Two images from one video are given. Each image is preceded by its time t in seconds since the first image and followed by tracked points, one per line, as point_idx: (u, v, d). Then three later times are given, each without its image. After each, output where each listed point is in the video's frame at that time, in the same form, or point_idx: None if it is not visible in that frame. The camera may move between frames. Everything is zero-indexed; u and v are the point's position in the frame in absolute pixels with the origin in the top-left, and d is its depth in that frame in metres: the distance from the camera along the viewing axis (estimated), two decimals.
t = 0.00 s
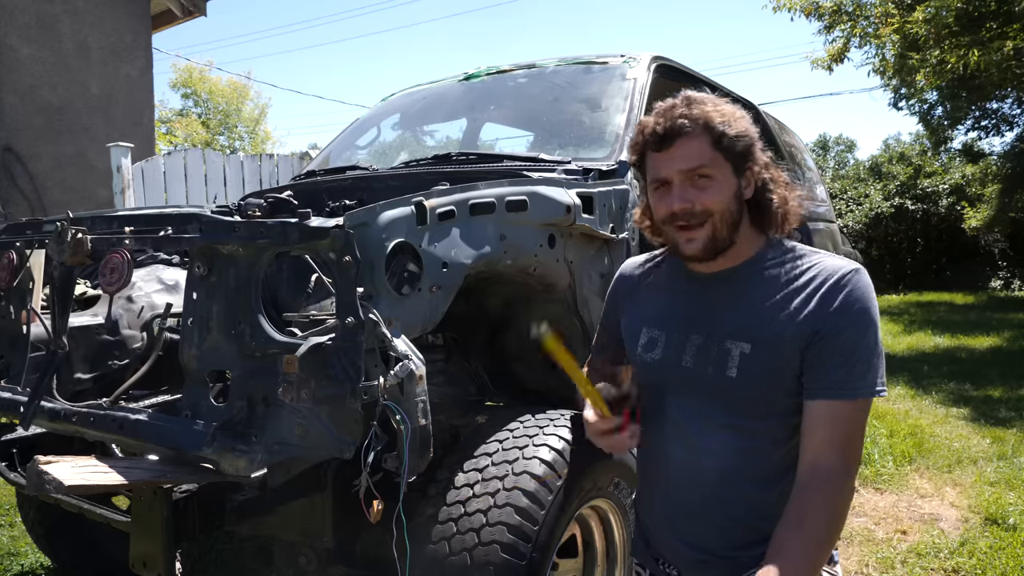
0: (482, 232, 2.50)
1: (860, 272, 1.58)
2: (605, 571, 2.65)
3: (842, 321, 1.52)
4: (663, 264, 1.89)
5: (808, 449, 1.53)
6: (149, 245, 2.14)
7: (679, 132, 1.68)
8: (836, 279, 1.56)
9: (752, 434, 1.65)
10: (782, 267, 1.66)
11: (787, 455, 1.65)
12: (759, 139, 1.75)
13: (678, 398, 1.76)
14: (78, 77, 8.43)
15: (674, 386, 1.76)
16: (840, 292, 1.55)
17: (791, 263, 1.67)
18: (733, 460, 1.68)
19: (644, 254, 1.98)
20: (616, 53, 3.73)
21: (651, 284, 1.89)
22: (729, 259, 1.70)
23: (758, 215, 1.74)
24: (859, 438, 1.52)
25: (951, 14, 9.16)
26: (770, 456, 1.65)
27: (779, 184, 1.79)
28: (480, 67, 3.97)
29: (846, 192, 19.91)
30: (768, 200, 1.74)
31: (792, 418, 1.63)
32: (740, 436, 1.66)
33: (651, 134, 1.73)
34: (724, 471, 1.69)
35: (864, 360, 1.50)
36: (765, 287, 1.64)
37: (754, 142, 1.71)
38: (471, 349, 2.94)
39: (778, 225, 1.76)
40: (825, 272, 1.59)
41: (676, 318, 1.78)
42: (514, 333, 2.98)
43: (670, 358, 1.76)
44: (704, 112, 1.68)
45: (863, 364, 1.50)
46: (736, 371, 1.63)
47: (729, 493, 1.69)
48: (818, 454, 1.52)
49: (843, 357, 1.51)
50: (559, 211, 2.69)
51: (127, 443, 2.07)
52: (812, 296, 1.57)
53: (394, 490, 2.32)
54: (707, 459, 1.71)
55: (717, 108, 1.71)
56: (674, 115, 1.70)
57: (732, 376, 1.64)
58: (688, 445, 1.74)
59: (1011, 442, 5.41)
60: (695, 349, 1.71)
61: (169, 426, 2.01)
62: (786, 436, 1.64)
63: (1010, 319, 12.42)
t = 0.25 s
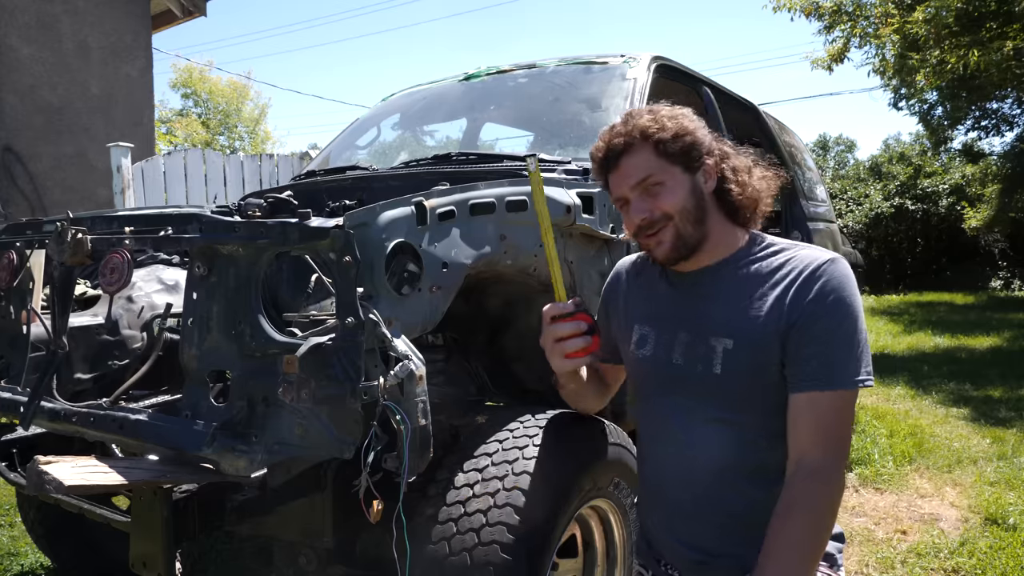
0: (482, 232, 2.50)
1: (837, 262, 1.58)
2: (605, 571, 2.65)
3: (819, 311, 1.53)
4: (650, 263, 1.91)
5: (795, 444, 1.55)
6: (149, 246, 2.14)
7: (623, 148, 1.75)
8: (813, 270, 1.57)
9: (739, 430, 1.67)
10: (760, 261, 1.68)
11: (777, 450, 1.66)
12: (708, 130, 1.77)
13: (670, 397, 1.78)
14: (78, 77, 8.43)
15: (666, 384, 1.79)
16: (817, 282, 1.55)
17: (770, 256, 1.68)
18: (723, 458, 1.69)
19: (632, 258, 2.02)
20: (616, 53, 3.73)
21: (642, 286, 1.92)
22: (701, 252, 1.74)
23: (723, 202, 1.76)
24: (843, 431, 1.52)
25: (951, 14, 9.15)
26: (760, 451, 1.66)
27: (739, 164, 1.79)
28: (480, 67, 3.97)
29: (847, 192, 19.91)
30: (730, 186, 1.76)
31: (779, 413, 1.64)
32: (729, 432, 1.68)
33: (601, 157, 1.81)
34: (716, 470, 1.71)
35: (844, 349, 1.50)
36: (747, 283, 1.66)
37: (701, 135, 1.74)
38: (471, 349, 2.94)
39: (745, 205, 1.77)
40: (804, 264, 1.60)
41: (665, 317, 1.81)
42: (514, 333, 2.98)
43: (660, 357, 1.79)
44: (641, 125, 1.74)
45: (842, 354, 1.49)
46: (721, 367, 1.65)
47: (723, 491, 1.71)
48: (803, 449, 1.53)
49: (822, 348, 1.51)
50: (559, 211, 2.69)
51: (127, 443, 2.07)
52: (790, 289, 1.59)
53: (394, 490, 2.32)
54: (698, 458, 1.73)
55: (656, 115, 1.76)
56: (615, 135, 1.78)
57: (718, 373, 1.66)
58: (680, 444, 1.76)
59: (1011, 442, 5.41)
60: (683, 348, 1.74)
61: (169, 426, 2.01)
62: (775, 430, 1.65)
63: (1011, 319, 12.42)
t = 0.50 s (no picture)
0: (482, 233, 2.50)
1: (822, 263, 1.58)
2: (605, 571, 2.65)
3: (803, 314, 1.53)
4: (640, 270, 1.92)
5: (785, 445, 1.55)
6: (149, 246, 2.14)
7: (600, 168, 1.72)
8: (796, 272, 1.58)
9: (730, 434, 1.68)
10: (747, 266, 1.69)
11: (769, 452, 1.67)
12: (685, 140, 1.73)
13: (663, 403, 1.79)
14: (78, 77, 8.43)
15: (657, 389, 1.80)
16: (801, 285, 1.56)
17: (758, 259, 1.69)
18: (715, 461, 1.70)
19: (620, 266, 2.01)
20: (617, 53, 3.73)
21: (634, 292, 1.94)
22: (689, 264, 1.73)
23: (706, 212, 1.73)
24: (832, 431, 1.52)
25: (951, 14, 9.16)
26: (752, 453, 1.67)
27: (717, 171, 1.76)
28: (480, 67, 3.97)
29: (847, 192, 19.91)
30: (712, 196, 1.73)
31: (768, 415, 1.65)
32: (720, 436, 1.69)
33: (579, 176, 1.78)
34: (710, 473, 1.72)
35: (830, 351, 1.50)
36: (734, 288, 1.67)
37: (678, 148, 1.70)
38: (471, 349, 2.94)
39: (726, 214, 1.75)
40: (789, 266, 1.61)
41: (656, 323, 1.83)
42: (514, 333, 2.98)
43: (651, 362, 1.81)
44: (617, 143, 1.70)
45: (827, 357, 1.50)
46: (708, 373, 1.67)
47: (716, 493, 1.72)
48: (795, 449, 1.53)
49: (807, 351, 1.51)
50: (559, 211, 2.69)
51: (127, 443, 2.07)
52: (775, 293, 1.59)
53: (394, 490, 2.32)
54: (691, 462, 1.74)
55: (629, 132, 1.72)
56: (592, 153, 1.74)
57: (705, 378, 1.68)
58: (673, 448, 1.77)
59: (1011, 442, 5.41)
60: (672, 353, 1.75)
61: (169, 426, 2.01)
62: (766, 432, 1.66)
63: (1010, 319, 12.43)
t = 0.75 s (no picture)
0: (482, 232, 2.50)
1: (823, 264, 1.58)
2: (605, 571, 2.65)
3: (803, 313, 1.53)
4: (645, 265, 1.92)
5: (778, 445, 1.54)
6: (149, 246, 2.14)
7: (621, 145, 1.74)
8: (797, 272, 1.58)
9: (726, 431, 1.68)
10: (749, 263, 1.69)
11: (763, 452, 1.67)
12: (708, 134, 1.75)
13: (661, 398, 1.79)
14: (78, 77, 8.43)
15: (656, 384, 1.80)
16: (801, 284, 1.55)
17: (759, 257, 1.69)
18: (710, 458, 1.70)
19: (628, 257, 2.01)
20: (617, 53, 3.73)
21: (636, 288, 1.94)
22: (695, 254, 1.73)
23: (718, 207, 1.74)
24: (826, 433, 1.51)
25: (951, 14, 9.16)
26: (746, 452, 1.67)
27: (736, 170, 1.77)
28: (480, 67, 3.97)
29: (847, 192, 19.91)
30: (727, 192, 1.74)
31: (765, 415, 1.64)
32: (716, 434, 1.69)
33: (600, 150, 1.80)
34: (705, 469, 1.72)
35: (828, 352, 1.50)
36: (735, 285, 1.67)
37: (701, 138, 1.71)
38: (471, 349, 2.93)
39: (739, 212, 1.75)
40: (790, 265, 1.61)
41: (656, 318, 1.83)
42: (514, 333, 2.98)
43: (651, 358, 1.82)
44: (641, 122, 1.72)
45: (826, 357, 1.49)
46: (706, 368, 1.66)
47: (710, 491, 1.72)
48: (786, 450, 1.53)
49: (805, 350, 1.51)
50: (559, 211, 2.69)
51: (128, 443, 2.07)
52: (775, 291, 1.59)
53: (394, 490, 2.32)
54: (687, 458, 1.74)
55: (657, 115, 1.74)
56: (615, 130, 1.76)
57: (703, 374, 1.67)
58: (669, 445, 1.78)
59: (1011, 442, 5.41)
60: (671, 348, 1.75)
61: (169, 426, 2.01)
62: (762, 431, 1.66)
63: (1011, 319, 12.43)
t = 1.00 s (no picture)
0: (482, 232, 2.50)
1: (822, 269, 1.57)
2: (605, 571, 2.65)
3: (801, 318, 1.52)
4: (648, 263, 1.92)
5: (774, 451, 1.54)
6: (149, 245, 2.14)
7: (614, 145, 1.77)
8: (796, 275, 1.57)
9: (723, 434, 1.68)
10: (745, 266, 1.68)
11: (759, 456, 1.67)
12: (705, 136, 1.72)
13: (658, 399, 1.79)
14: (78, 77, 8.43)
15: (653, 384, 1.81)
16: (799, 288, 1.55)
17: (757, 260, 1.68)
18: (707, 459, 1.70)
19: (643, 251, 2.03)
20: (617, 53, 3.73)
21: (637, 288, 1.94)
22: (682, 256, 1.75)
23: (708, 212, 1.72)
24: (823, 439, 1.51)
25: (951, 14, 9.16)
26: (742, 455, 1.67)
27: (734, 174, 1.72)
28: (480, 67, 3.97)
29: (847, 192, 19.91)
30: (718, 197, 1.71)
31: (762, 418, 1.64)
32: (712, 437, 1.69)
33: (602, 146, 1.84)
34: (701, 471, 1.72)
35: (826, 357, 1.49)
36: (732, 287, 1.67)
37: (690, 142, 1.70)
38: (471, 349, 2.93)
39: (728, 217, 1.72)
40: (788, 268, 1.60)
41: (655, 319, 1.83)
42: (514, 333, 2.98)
43: (649, 359, 1.82)
44: (632, 124, 1.74)
45: (822, 362, 1.49)
46: (703, 370, 1.66)
47: (706, 494, 1.72)
48: (783, 456, 1.52)
49: (802, 355, 1.51)
50: (559, 211, 2.69)
51: (128, 443, 2.07)
52: (773, 294, 1.59)
53: (394, 490, 2.32)
54: (683, 459, 1.74)
55: (652, 116, 1.74)
56: (613, 129, 1.80)
57: (701, 376, 1.67)
58: (666, 447, 1.78)
59: (1011, 442, 5.40)
60: (670, 350, 1.76)
61: (169, 426, 2.01)
62: (759, 435, 1.66)
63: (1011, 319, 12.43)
